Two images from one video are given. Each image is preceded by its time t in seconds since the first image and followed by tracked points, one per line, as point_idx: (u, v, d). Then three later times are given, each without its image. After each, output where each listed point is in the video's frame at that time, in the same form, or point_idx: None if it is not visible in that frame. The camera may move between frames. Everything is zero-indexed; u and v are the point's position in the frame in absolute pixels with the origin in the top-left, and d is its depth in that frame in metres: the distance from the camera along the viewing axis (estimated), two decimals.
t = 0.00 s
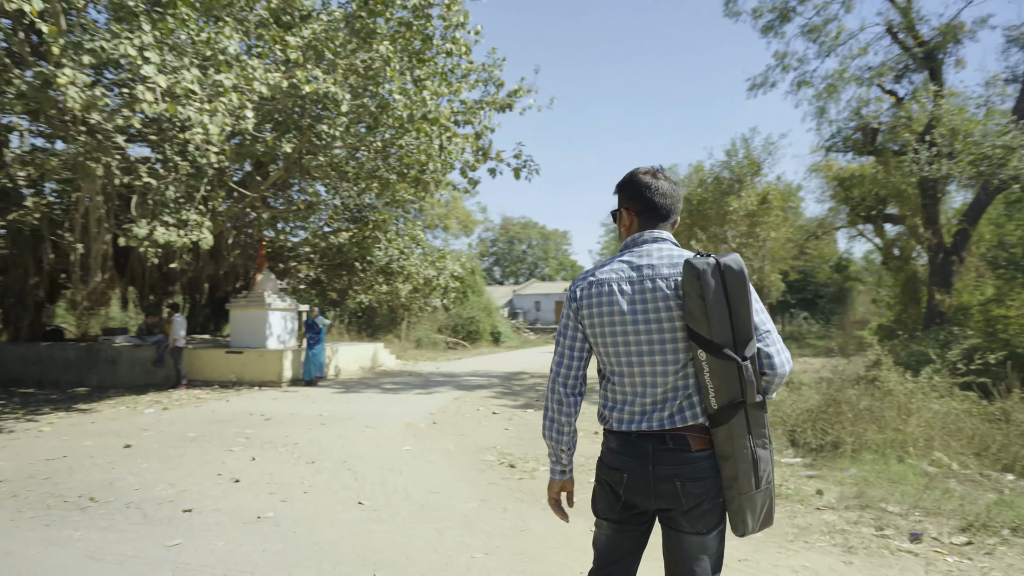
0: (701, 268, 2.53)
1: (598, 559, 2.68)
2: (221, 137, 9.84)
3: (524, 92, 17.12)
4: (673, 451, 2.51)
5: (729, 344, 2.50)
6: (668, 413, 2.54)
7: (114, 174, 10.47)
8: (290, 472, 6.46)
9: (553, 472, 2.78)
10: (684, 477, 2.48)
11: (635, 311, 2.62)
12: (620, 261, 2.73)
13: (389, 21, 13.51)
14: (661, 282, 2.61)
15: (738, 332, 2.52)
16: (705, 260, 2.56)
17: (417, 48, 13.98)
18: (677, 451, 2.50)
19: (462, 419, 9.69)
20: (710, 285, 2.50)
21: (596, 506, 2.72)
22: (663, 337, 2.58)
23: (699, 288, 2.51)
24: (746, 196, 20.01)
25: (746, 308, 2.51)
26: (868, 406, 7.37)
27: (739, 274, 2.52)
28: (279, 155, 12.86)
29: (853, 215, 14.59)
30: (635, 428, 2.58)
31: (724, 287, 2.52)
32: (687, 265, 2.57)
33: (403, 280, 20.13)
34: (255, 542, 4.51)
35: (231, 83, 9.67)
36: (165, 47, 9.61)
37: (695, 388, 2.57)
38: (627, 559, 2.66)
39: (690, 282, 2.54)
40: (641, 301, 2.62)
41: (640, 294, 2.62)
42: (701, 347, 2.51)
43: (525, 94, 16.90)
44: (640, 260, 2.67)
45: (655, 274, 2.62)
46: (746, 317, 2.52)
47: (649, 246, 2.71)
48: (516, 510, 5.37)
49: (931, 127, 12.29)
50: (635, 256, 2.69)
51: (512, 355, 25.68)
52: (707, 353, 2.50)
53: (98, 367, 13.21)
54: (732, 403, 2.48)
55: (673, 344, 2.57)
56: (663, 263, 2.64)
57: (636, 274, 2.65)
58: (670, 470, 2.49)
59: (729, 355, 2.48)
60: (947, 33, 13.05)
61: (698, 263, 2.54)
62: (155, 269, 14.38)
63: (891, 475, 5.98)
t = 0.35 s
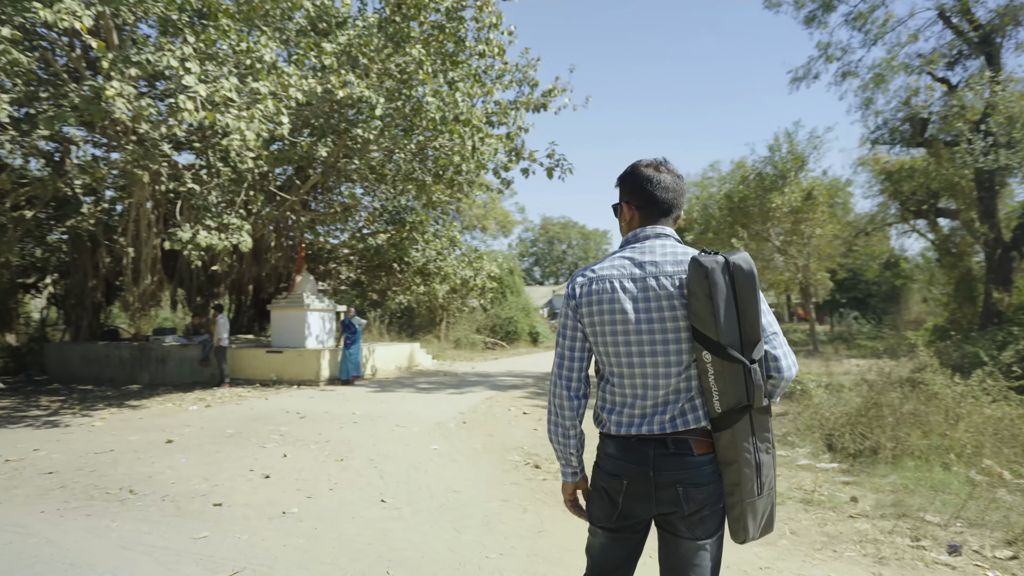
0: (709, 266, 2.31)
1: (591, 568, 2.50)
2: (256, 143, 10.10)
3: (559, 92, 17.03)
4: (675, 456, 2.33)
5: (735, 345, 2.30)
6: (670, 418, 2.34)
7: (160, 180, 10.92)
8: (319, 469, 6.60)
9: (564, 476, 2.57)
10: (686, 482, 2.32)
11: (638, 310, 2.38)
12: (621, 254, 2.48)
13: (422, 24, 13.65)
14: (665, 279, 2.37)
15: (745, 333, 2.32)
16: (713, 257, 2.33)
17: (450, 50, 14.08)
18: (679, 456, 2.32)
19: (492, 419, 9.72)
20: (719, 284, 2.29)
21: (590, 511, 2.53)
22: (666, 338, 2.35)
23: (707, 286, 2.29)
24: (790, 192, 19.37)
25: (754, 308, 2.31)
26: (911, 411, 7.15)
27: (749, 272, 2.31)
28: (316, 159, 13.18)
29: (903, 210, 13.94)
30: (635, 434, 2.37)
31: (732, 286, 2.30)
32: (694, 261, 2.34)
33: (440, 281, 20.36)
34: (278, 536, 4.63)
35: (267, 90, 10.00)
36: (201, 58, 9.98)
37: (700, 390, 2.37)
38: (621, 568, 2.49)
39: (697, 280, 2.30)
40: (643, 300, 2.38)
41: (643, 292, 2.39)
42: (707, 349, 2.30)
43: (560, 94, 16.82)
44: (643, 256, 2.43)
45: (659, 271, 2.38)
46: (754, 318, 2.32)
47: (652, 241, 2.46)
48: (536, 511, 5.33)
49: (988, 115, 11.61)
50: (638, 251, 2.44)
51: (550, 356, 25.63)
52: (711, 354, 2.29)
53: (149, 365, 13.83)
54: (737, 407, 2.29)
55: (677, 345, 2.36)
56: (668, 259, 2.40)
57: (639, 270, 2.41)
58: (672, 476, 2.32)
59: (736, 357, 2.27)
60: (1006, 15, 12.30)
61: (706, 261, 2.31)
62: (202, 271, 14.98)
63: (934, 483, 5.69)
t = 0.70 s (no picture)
0: (713, 267, 2.12)
1: None
2: (291, 148, 10.39)
3: (596, 90, 16.83)
4: (679, 465, 2.13)
5: (741, 350, 2.11)
6: (671, 427, 2.15)
7: (206, 186, 11.37)
8: (348, 467, 6.72)
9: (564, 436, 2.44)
10: (689, 492, 2.13)
11: (637, 312, 2.20)
12: (619, 254, 2.29)
13: (456, 27, 13.76)
14: (668, 281, 2.19)
15: (752, 338, 2.13)
16: (717, 257, 2.15)
17: (484, 52, 14.09)
18: (682, 465, 2.13)
19: (524, 420, 9.69)
20: (724, 287, 2.11)
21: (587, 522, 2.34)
22: (668, 342, 2.16)
23: (711, 288, 2.11)
24: (839, 187, 18.49)
25: (762, 312, 2.13)
26: (964, 416, 6.74)
27: (755, 275, 2.14)
28: (354, 163, 13.45)
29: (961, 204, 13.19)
30: (634, 443, 2.17)
31: (738, 288, 2.13)
32: (698, 263, 2.16)
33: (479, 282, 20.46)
34: (301, 532, 4.73)
35: (303, 96, 10.29)
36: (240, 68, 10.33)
37: (703, 397, 2.18)
38: None
39: (700, 282, 2.12)
40: (644, 302, 2.19)
41: (643, 294, 2.19)
42: (711, 354, 2.12)
43: (596, 92, 16.63)
44: (644, 255, 2.24)
45: (660, 272, 2.19)
46: (761, 322, 2.13)
47: (652, 240, 2.28)
48: (558, 513, 5.28)
49: None
50: (637, 251, 2.26)
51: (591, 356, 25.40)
52: (715, 359, 2.11)
53: (199, 364, 14.43)
54: (742, 414, 2.11)
55: (678, 349, 2.16)
56: (669, 259, 2.22)
57: (639, 271, 2.21)
58: (675, 486, 2.13)
59: (743, 363, 2.09)
60: None
61: (710, 262, 2.13)
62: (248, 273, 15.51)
63: (984, 495, 5.34)
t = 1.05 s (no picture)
0: (729, 261, 1.92)
1: None
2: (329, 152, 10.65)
3: (635, 87, 16.60)
4: (692, 471, 1.93)
5: (759, 350, 1.91)
6: (683, 433, 1.93)
7: (251, 189, 11.77)
8: (379, 465, 6.81)
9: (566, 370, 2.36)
10: (702, 500, 1.93)
11: (646, 309, 1.99)
12: (626, 248, 2.09)
13: (492, 28, 13.80)
14: (678, 277, 1.99)
15: (770, 338, 1.93)
16: (732, 252, 1.95)
17: (519, 52, 14.03)
18: (695, 471, 1.92)
19: (557, 421, 9.63)
20: (741, 283, 1.90)
21: (592, 532, 2.12)
22: (679, 341, 1.95)
23: (726, 284, 1.91)
24: (892, 183, 17.34)
25: (780, 310, 1.94)
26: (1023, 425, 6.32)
27: (773, 271, 1.94)
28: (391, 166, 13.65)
29: None
30: (642, 449, 1.96)
31: (755, 284, 1.93)
32: (711, 259, 1.96)
33: (517, 282, 20.47)
34: (328, 527, 4.81)
35: (339, 100, 10.57)
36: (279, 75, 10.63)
37: (718, 401, 1.96)
38: None
39: (714, 279, 1.92)
40: (653, 298, 1.98)
41: (652, 290, 1.99)
42: (727, 355, 1.91)
43: (635, 89, 16.41)
44: (652, 249, 2.04)
45: (670, 268, 1.99)
46: (780, 320, 1.93)
47: (661, 235, 2.09)
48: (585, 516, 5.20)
49: None
50: (645, 245, 2.06)
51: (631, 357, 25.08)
52: (730, 359, 1.90)
53: (245, 362, 14.91)
54: (760, 418, 1.90)
55: (690, 348, 1.95)
56: (680, 254, 2.02)
57: (647, 265, 2.01)
58: (687, 493, 1.92)
59: (760, 364, 1.89)
60: None
61: (725, 256, 1.93)
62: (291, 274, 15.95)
63: None
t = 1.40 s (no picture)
0: (754, 257, 1.79)
1: None
2: (370, 156, 10.87)
3: (681, 82, 16.20)
4: (710, 486, 1.79)
5: (784, 353, 1.78)
6: (698, 438, 1.79)
7: (299, 195, 12.11)
8: (418, 465, 6.86)
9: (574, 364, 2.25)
10: (722, 515, 1.79)
11: (659, 305, 1.85)
12: (642, 240, 1.96)
13: (533, 28, 13.75)
14: (697, 273, 1.85)
15: (797, 340, 1.80)
16: (758, 247, 1.82)
17: (561, 50, 13.89)
18: (715, 484, 1.79)
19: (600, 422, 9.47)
20: (767, 281, 1.77)
21: (600, 548, 1.97)
22: (696, 341, 1.82)
23: (750, 281, 1.77)
24: (963, 172, 16.21)
25: (808, 311, 1.81)
26: None
27: (803, 270, 1.81)
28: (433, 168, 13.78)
29: None
30: (655, 455, 1.82)
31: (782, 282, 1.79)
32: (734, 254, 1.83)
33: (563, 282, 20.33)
34: (363, 527, 4.87)
35: (380, 105, 10.77)
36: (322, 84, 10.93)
37: (737, 406, 1.82)
38: None
39: (738, 275, 1.79)
40: (669, 293, 1.85)
41: (669, 286, 1.85)
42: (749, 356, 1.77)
43: (681, 84, 16.02)
44: (670, 243, 1.91)
45: (688, 263, 1.86)
46: (808, 322, 1.80)
47: (680, 229, 1.96)
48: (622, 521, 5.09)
49: None
50: (664, 238, 1.92)
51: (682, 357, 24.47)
52: (753, 362, 1.77)
53: (297, 362, 15.37)
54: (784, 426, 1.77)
55: (708, 349, 1.82)
56: (698, 250, 1.88)
57: (664, 259, 1.88)
58: (706, 509, 1.78)
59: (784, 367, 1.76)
60: None
61: (750, 252, 1.80)
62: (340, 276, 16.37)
63: None
